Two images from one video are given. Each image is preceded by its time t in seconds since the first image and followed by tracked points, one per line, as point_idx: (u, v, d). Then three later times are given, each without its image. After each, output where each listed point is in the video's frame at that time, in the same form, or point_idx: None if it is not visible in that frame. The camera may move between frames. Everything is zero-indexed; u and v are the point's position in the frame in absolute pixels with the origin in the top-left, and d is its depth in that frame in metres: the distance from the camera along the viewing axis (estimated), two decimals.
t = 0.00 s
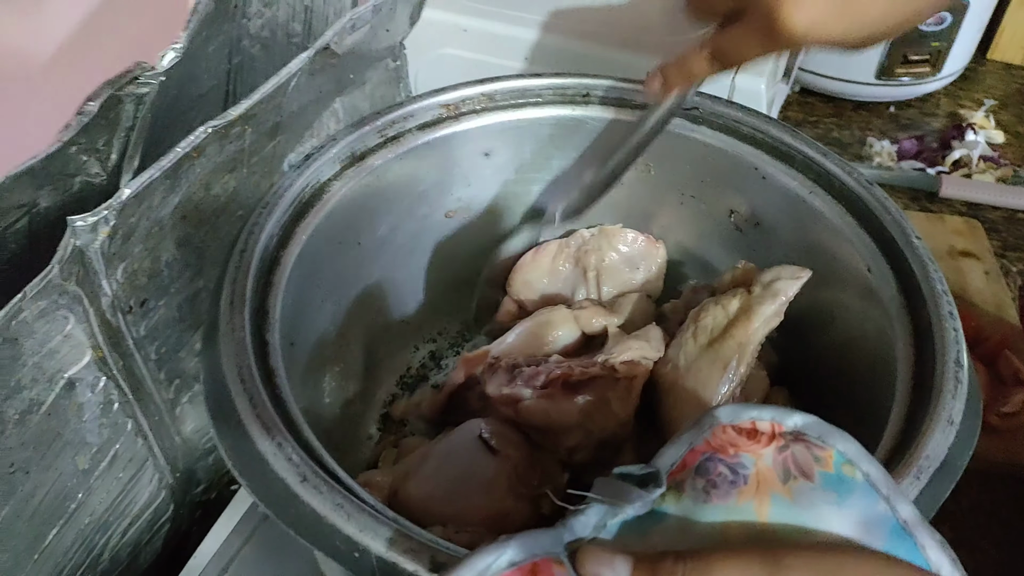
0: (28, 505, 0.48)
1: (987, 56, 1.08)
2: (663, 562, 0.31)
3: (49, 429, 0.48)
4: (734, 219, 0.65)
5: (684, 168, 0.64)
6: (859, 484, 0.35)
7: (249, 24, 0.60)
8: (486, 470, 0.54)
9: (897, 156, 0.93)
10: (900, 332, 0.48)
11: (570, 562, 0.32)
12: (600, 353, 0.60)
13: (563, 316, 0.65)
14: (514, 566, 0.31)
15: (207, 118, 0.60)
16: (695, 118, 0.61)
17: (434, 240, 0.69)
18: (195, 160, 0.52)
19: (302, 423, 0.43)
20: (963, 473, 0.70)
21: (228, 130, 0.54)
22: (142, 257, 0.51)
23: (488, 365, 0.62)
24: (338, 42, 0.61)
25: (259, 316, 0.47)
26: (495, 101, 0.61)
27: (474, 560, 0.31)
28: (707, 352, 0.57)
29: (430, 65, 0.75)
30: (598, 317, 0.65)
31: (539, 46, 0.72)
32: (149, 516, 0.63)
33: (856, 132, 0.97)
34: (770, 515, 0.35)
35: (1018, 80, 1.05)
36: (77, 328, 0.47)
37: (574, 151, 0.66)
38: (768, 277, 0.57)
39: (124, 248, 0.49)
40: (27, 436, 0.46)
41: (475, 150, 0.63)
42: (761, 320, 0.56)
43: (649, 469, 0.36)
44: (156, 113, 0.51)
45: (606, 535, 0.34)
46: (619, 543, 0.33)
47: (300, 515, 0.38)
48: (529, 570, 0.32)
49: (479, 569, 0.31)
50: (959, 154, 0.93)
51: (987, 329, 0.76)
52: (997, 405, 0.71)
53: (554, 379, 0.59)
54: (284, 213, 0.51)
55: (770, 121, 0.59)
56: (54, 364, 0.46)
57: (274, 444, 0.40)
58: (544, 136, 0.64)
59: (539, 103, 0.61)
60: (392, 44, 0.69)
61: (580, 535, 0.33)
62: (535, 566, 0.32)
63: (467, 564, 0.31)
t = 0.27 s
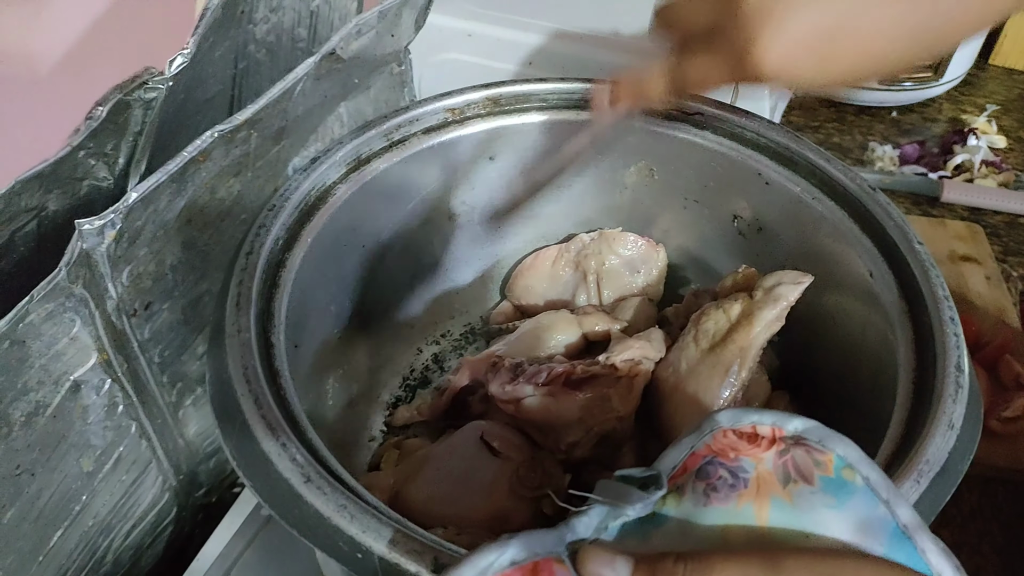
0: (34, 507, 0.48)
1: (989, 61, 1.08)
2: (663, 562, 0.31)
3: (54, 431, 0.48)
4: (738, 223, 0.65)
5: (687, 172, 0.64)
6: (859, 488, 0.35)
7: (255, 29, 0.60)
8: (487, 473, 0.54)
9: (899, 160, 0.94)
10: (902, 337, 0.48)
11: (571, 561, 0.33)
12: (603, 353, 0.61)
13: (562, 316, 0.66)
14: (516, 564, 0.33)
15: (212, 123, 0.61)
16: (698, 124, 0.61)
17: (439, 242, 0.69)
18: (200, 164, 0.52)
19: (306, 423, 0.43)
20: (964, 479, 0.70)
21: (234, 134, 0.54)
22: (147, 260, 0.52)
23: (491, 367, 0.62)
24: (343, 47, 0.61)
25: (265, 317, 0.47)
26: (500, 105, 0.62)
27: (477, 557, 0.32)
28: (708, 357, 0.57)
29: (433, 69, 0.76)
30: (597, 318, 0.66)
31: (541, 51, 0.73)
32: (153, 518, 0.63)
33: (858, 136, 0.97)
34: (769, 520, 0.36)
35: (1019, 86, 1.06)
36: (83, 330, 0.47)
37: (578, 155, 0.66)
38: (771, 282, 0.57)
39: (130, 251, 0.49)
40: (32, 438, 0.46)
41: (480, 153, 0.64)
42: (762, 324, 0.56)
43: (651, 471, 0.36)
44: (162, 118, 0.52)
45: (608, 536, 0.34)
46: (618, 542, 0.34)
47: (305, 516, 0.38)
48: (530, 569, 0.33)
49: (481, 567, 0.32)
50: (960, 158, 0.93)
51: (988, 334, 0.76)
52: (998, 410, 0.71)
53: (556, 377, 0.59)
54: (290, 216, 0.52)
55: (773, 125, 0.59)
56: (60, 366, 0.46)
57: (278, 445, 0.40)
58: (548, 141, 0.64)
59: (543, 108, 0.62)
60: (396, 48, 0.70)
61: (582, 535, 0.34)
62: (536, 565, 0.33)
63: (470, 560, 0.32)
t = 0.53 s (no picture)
0: (31, 503, 0.48)
1: (990, 56, 1.08)
2: (653, 554, 0.31)
3: (51, 427, 0.48)
4: (740, 218, 0.65)
5: (690, 166, 0.64)
6: (855, 484, 0.35)
7: (252, 23, 0.60)
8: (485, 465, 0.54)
9: (899, 155, 0.93)
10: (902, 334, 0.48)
11: (560, 548, 0.32)
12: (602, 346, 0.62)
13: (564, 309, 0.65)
14: (504, 551, 0.32)
15: (209, 117, 0.60)
16: (703, 117, 0.60)
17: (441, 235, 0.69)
18: (197, 158, 0.52)
19: (301, 412, 0.43)
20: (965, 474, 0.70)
21: (230, 128, 0.54)
22: (144, 255, 0.52)
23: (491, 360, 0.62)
24: (340, 40, 0.61)
25: (263, 308, 0.47)
26: (503, 97, 0.61)
27: (463, 542, 0.31)
28: (706, 350, 0.57)
29: (432, 63, 0.74)
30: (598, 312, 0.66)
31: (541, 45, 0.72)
32: (151, 514, 0.63)
33: (859, 131, 0.97)
34: (762, 514, 0.35)
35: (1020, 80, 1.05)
36: (79, 325, 0.47)
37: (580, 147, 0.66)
38: (771, 276, 0.57)
39: (126, 246, 0.49)
40: (29, 434, 0.46)
41: (482, 145, 0.63)
42: (762, 318, 0.56)
43: (643, 462, 0.36)
44: (158, 112, 0.51)
45: (598, 525, 0.33)
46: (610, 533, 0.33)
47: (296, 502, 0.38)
48: (518, 555, 0.32)
49: (470, 552, 0.31)
50: (962, 153, 0.93)
51: (989, 330, 0.76)
52: (1000, 405, 0.71)
53: (555, 368, 0.60)
54: (289, 206, 0.51)
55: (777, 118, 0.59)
56: (56, 362, 0.46)
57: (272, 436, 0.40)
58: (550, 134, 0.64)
59: (546, 101, 0.61)
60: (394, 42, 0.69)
61: (572, 524, 0.33)
62: (525, 552, 0.32)
63: (456, 545, 0.31)
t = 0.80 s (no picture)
0: (33, 500, 0.48)
1: (993, 55, 1.08)
2: (658, 554, 0.30)
3: (53, 423, 0.48)
4: (745, 216, 0.64)
5: (695, 164, 0.64)
6: (860, 484, 0.35)
7: (256, 19, 0.60)
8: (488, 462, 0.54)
9: (903, 154, 0.93)
10: (908, 333, 0.48)
11: (566, 546, 0.32)
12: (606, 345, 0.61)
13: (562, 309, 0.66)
14: (510, 546, 0.32)
15: (212, 113, 0.60)
16: (708, 114, 0.60)
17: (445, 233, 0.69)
18: (200, 154, 0.51)
19: (305, 409, 0.42)
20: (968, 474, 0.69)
21: (234, 124, 0.53)
22: (147, 252, 0.51)
23: (494, 358, 0.62)
24: (344, 37, 0.61)
25: (267, 302, 0.47)
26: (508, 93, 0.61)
27: (470, 537, 0.31)
28: (709, 351, 0.57)
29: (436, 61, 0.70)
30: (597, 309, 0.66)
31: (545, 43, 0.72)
32: (152, 512, 0.62)
33: (862, 130, 0.97)
34: (767, 514, 0.35)
35: None
36: (82, 322, 0.46)
37: (585, 144, 0.66)
38: (775, 274, 0.57)
39: (129, 242, 0.49)
40: (31, 430, 0.46)
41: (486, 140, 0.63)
42: (767, 317, 0.55)
43: (649, 462, 0.35)
44: (162, 108, 0.51)
45: (603, 525, 0.33)
46: (615, 532, 0.33)
47: (299, 500, 0.38)
48: (523, 551, 0.32)
49: (476, 547, 0.31)
50: (965, 152, 0.92)
51: (992, 329, 0.76)
52: (1003, 405, 0.70)
53: (559, 367, 0.60)
54: (294, 202, 0.51)
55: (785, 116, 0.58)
56: (59, 358, 0.46)
57: (275, 432, 0.39)
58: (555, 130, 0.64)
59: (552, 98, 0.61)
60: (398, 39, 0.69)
61: (578, 524, 0.33)
62: (529, 548, 0.32)
63: (462, 540, 0.31)
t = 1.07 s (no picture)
0: (30, 510, 0.48)
1: (986, 61, 1.08)
2: (646, 558, 0.31)
3: (51, 433, 0.48)
4: (739, 224, 0.65)
5: (689, 172, 0.64)
6: (847, 491, 0.34)
7: (251, 29, 0.60)
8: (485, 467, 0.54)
9: (897, 160, 0.94)
10: (899, 339, 0.48)
11: (555, 549, 0.32)
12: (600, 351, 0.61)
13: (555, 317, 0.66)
14: (497, 547, 0.31)
15: (208, 123, 0.61)
16: (701, 122, 0.61)
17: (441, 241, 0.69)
18: (197, 164, 0.52)
19: (300, 416, 0.43)
20: (961, 479, 0.70)
21: (230, 134, 0.54)
22: (144, 262, 0.52)
23: (489, 364, 0.62)
24: (339, 46, 0.61)
25: (263, 310, 0.47)
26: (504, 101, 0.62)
27: (458, 537, 0.31)
28: (703, 357, 0.57)
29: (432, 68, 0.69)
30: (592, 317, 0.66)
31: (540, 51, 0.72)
32: (149, 521, 0.63)
33: (856, 137, 0.97)
34: (754, 518, 0.35)
35: (1016, 85, 1.05)
36: (79, 332, 0.47)
37: (580, 152, 0.66)
38: (768, 282, 0.58)
39: (126, 252, 0.49)
40: (28, 441, 0.46)
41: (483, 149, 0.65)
42: (759, 324, 0.56)
43: (638, 468, 0.36)
44: (159, 119, 0.51)
45: (592, 529, 0.34)
46: (603, 536, 0.34)
47: (292, 506, 0.38)
48: (511, 552, 0.32)
49: (464, 548, 0.31)
50: (959, 158, 0.93)
51: (985, 334, 0.76)
52: (996, 410, 0.71)
53: (554, 373, 0.60)
54: (291, 210, 0.52)
55: (777, 124, 0.59)
56: (56, 368, 0.46)
57: (270, 437, 0.40)
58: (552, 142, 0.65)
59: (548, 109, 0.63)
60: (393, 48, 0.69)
61: (566, 528, 0.33)
62: (517, 549, 0.32)
63: (450, 540, 0.31)
